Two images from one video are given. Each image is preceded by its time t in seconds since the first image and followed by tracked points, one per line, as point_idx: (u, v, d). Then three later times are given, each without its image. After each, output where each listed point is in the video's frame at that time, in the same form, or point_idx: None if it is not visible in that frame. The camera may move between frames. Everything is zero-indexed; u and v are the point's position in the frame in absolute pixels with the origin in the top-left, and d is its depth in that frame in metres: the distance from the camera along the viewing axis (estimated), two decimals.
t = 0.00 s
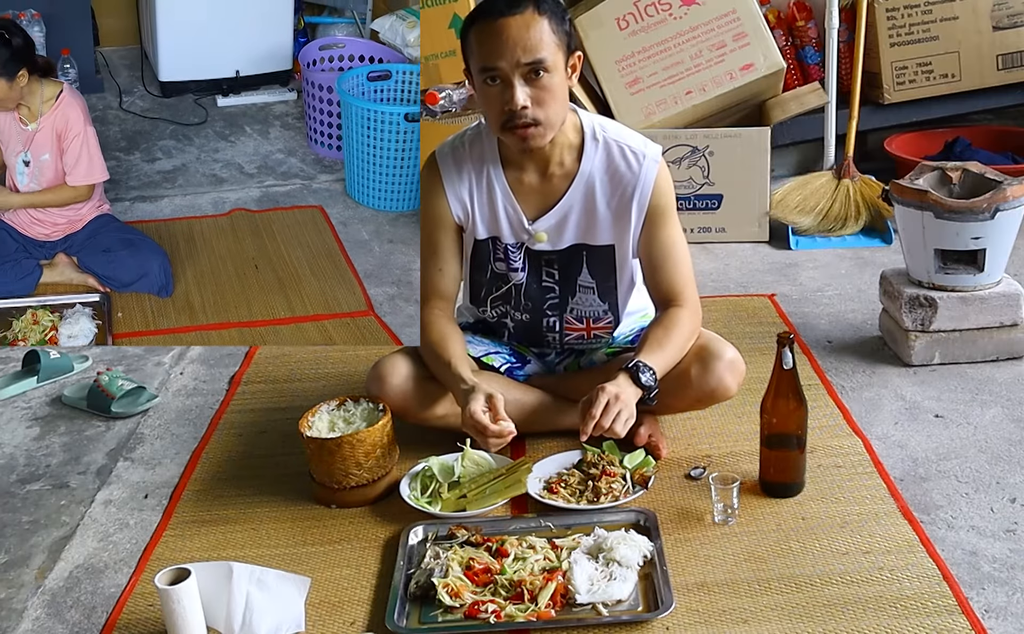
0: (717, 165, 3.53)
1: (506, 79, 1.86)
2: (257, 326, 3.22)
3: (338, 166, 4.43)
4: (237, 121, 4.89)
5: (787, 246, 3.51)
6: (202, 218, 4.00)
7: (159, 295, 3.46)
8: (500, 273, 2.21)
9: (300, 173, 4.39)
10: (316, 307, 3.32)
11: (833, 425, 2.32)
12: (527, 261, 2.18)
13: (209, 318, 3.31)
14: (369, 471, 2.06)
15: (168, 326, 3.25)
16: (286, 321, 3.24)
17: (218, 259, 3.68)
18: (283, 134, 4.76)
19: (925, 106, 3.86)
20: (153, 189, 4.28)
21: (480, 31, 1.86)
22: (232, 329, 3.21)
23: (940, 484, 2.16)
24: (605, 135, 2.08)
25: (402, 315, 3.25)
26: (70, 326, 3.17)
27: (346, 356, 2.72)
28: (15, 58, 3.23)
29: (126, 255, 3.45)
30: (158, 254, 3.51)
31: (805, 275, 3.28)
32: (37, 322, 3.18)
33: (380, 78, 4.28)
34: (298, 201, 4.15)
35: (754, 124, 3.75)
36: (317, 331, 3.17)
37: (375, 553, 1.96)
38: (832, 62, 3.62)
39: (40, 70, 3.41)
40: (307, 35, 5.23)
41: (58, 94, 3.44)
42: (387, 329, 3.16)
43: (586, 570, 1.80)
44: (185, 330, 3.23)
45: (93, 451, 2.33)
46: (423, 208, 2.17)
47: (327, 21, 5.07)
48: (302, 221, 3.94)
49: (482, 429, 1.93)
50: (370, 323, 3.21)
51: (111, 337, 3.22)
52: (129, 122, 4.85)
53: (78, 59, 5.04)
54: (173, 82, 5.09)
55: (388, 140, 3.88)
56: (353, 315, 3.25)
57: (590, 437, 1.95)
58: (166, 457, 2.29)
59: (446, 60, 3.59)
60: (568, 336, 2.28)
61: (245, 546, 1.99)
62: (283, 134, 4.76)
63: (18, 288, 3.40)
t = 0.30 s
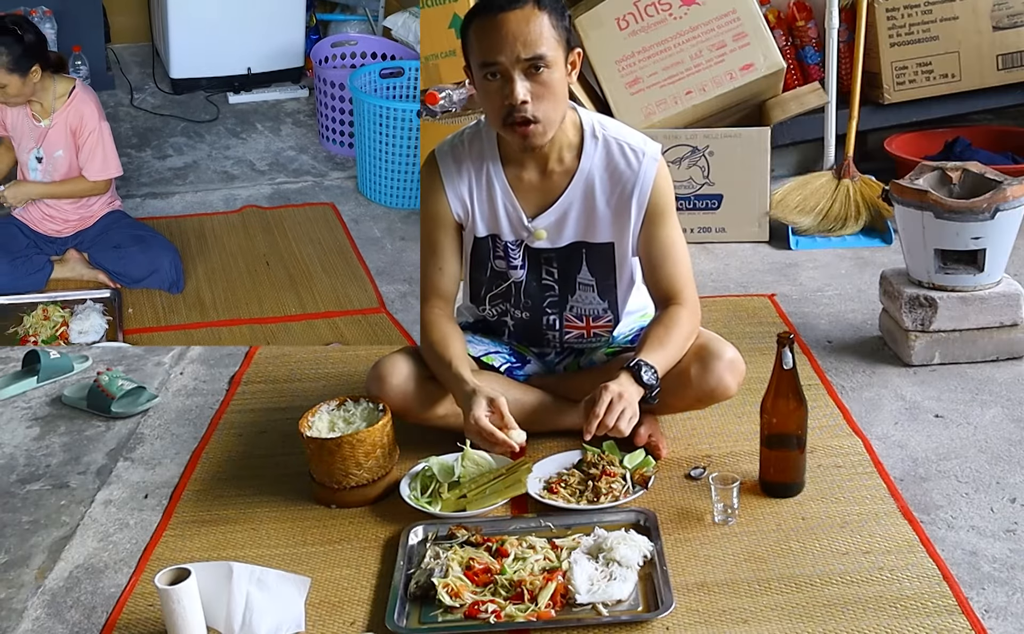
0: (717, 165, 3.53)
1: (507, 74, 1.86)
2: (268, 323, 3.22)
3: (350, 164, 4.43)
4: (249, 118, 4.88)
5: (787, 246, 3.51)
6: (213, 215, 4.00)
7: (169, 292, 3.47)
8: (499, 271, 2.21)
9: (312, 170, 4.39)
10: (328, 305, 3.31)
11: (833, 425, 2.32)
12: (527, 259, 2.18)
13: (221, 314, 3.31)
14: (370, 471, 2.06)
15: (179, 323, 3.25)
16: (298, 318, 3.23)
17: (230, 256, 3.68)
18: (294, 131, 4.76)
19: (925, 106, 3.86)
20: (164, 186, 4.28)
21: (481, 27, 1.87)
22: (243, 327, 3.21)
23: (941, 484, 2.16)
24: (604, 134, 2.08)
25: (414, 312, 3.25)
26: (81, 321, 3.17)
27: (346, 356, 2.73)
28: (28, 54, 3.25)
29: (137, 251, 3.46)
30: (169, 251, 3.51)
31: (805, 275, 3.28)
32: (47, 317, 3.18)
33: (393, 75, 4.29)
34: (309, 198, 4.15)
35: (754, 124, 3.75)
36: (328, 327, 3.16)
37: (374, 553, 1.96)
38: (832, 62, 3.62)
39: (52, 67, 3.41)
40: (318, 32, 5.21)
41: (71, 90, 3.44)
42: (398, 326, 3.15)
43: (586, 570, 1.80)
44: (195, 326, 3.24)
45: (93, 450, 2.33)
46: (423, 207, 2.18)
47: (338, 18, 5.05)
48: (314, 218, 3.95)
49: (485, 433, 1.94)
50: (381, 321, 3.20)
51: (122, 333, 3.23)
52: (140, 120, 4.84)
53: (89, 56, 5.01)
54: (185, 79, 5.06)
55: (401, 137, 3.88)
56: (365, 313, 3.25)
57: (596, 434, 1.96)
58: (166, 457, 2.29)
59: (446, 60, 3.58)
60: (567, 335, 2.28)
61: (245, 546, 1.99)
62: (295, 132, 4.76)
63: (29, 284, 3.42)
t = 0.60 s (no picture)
0: (717, 165, 3.53)
1: (524, 102, 1.82)
2: (270, 322, 3.22)
3: (353, 162, 4.43)
4: (251, 116, 4.88)
5: (787, 246, 3.51)
6: (216, 213, 4.00)
7: (172, 289, 3.46)
8: (501, 273, 2.21)
9: (315, 168, 4.39)
10: (331, 303, 3.31)
11: (833, 425, 2.32)
12: (529, 262, 2.18)
13: (224, 312, 3.30)
14: (369, 471, 2.06)
15: (182, 321, 3.25)
16: (300, 317, 3.23)
17: (233, 253, 3.68)
18: (297, 129, 4.75)
19: (925, 106, 3.86)
20: (167, 183, 4.28)
21: (502, 50, 1.80)
22: (245, 325, 3.20)
23: (940, 484, 2.16)
24: (609, 135, 2.07)
25: (417, 311, 3.25)
26: (83, 320, 3.15)
27: (345, 356, 2.73)
28: (37, 48, 3.25)
29: (140, 248, 3.46)
30: (172, 248, 3.51)
31: (805, 275, 3.28)
32: (50, 314, 3.17)
33: (396, 72, 4.29)
34: (312, 196, 4.15)
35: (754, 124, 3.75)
36: (330, 325, 3.16)
37: (374, 553, 1.96)
38: (832, 62, 3.63)
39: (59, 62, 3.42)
40: (322, 30, 5.20)
41: (76, 87, 3.44)
42: (401, 324, 3.15)
43: (586, 571, 1.80)
44: (199, 324, 3.23)
45: (93, 451, 2.33)
46: (425, 208, 2.16)
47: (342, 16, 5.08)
48: (316, 215, 3.95)
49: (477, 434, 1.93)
50: (383, 318, 3.20)
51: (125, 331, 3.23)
52: (143, 118, 4.84)
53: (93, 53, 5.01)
54: (188, 77, 5.06)
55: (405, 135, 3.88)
56: (367, 311, 3.25)
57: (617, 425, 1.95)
58: (166, 457, 2.29)
59: (447, 61, 3.53)
60: (568, 336, 2.29)
61: (245, 546, 1.99)
62: (298, 129, 4.75)
63: (32, 281, 3.40)
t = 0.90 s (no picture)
0: (717, 165, 3.53)
1: (542, 122, 1.81)
2: (267, 325, 3.22)
3: (350, 165, 4.44)
4: (250, 120, 4.87)
5: (787, 246, 3.51)
6: (214, 216, 4.00)
7: (169, 293, 3.46)
8: (503, 276, 2.20)
9: (313, 172, 4.40)
10: (328, 306, 3.31)
11: (833, 425, 2.32)
12: (531, 264, 2.18)
13: (222, 315, 3.31)
14: (369, 471, 2.06)
15: (179, 324, 3.25)
16: (296, 320, 3.23)
17: (230, 257, 3.68)
18: (295, 132, 4.76)
19: (925, 106, 3.86)
20: (164, 187, 4.28)
21: (524, 69, 1.78)
22: (243, 328, 3.20)
23: (940, 484, 2.16)
24: (612, 137, 2.07)
25: (413, 314, 3.25)
26: (80, 323, 3.18)
27: (345, 356, 2.73)
28: (48, 47, 3.27)
29: (137, 252, 3.44)
30: (169, 251, 3.50)
31: (805, 275, 3.28)
32: (47, 318, 3.20)
33: (393, 75, 4.30)
34: (311, 199, 4.15)
35: (754, 124, 3.75)
36: (328, 328, 3.17)
37: (374, 553, 1.96)
38: (832, 62, 3.63)
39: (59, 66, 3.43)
40: (320, 33, 5.17)
41: (76, 91, 3.45)
42: (399, 327, 3.16)
43: (586, 570, 1.80)
44: (194, 326, 3.24)
45: (92, 451, 2.33)
46: (428, 209, 2.16)
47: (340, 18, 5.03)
48: (313, 219, 3.95)
49: (473, 439, 1.94)
50: (381, 322, 3.21)
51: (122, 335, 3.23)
52: (141, 121, 4.84)
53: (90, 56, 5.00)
54: (186, 81, 5.06)
55: (401, 137, 3.89)
56: (364, 314, 3.25)
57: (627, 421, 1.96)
58: (166, 457, 2.29)
59: (446, 61, 3.47)
60: (569, 337, 2.29)
61: (245, 546, 1.99)
62: (296, 133, 4.76)
63: (29, 285, 3.41)
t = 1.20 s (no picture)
0: (717, 165, 3.53)
1: (545, 129, 1.81)
2: (255, 320, 3.21)
3: (338, 162, 4.44)
4: (238, 116, 4.86)
5: (787, 246, 3.51)
6: (202, 214, 3.99)
7: (157, 289, 3.44)
8: (504, 275, 2.21)
9: (301, 168, 4.41)
10: (315, 302, 3.30)
11: (833, 425, 2.32)
12: (533, 264, 2.18)
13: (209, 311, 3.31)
14: (369, 470, 2.06)
15: (168, 321, 3.24)
16: (284, 315, 3.23)
17: (218, 252, 3.67)
18: (284, 129, 4.74)
19: (925, 106, 3.86)
20: (153, 183, 4.29)
21: (530, 78, 1.78)
22: (231, 324, 3.20)
23: (940, 484, 2.16)
24: (613, 137, 2.07)
25: (400, 309, 3.26)
26: (68, 320, 3.13)
27: (344, 355, 2.73)
28: (43, 46, 3.29)
29: (126, 247, 3.44)
30: (159, 247, 3.49)
31: (805, 275, 3.28)
32: (35, 315, 3.17)
33: (382, 71, 4.29)
34: (299, 195, 4.15)
35: (754, 124, 3.75)
36: (315, 324, 3.16)
37: (374, 553, 1.96)
38: (832, 62, 3.63)
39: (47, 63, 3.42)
40: (308, 30, 5.15)
41: (65, 84, 3.46)
42: (386, 323, 3.16)
43: (586, 570, 1.80)
44: (183, 323, 3.22)
45: (93, 451, 2.33)
46: (429, 207, 2.16)
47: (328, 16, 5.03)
48: (301, 215, 3.94)
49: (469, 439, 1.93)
50: (369, 317, 3.20)
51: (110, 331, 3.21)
52: (130, 119, 4.82)
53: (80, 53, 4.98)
54: (175, 78, 5.02)
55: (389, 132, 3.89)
56: (351, 309, 3.24)
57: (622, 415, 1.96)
58: (166, 457, 2.29)
59: (446, 61, 3.47)
60: (569, 337, 2.29)
61: (244, 546, 1.99)
62: (284, 130, 4.74)
63: (16, 283, 3.35)
